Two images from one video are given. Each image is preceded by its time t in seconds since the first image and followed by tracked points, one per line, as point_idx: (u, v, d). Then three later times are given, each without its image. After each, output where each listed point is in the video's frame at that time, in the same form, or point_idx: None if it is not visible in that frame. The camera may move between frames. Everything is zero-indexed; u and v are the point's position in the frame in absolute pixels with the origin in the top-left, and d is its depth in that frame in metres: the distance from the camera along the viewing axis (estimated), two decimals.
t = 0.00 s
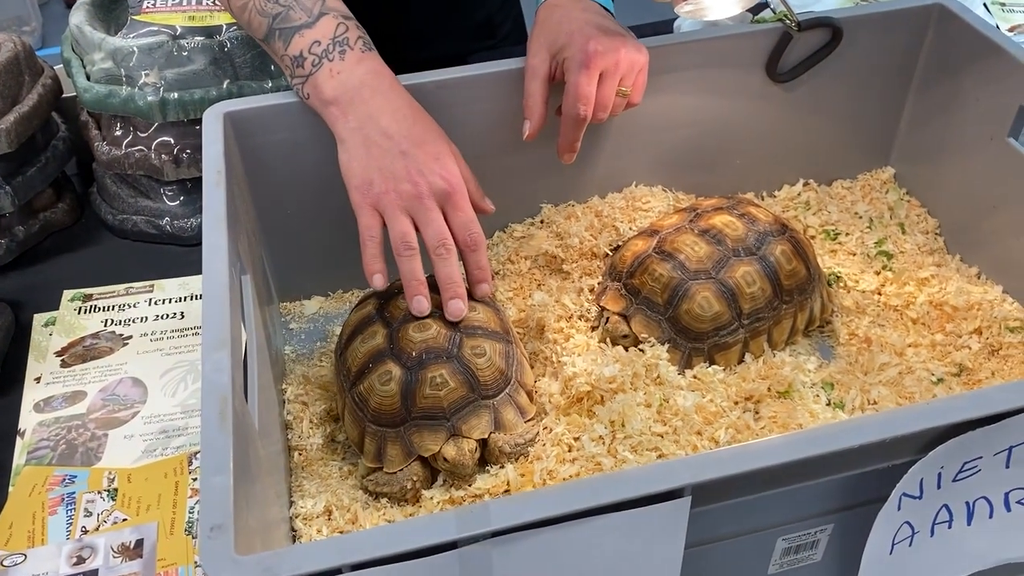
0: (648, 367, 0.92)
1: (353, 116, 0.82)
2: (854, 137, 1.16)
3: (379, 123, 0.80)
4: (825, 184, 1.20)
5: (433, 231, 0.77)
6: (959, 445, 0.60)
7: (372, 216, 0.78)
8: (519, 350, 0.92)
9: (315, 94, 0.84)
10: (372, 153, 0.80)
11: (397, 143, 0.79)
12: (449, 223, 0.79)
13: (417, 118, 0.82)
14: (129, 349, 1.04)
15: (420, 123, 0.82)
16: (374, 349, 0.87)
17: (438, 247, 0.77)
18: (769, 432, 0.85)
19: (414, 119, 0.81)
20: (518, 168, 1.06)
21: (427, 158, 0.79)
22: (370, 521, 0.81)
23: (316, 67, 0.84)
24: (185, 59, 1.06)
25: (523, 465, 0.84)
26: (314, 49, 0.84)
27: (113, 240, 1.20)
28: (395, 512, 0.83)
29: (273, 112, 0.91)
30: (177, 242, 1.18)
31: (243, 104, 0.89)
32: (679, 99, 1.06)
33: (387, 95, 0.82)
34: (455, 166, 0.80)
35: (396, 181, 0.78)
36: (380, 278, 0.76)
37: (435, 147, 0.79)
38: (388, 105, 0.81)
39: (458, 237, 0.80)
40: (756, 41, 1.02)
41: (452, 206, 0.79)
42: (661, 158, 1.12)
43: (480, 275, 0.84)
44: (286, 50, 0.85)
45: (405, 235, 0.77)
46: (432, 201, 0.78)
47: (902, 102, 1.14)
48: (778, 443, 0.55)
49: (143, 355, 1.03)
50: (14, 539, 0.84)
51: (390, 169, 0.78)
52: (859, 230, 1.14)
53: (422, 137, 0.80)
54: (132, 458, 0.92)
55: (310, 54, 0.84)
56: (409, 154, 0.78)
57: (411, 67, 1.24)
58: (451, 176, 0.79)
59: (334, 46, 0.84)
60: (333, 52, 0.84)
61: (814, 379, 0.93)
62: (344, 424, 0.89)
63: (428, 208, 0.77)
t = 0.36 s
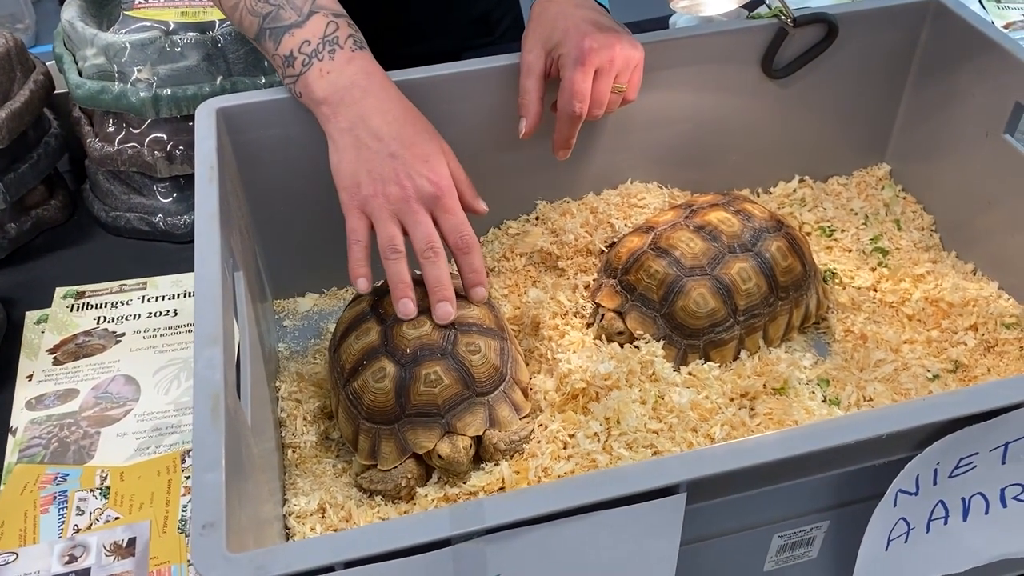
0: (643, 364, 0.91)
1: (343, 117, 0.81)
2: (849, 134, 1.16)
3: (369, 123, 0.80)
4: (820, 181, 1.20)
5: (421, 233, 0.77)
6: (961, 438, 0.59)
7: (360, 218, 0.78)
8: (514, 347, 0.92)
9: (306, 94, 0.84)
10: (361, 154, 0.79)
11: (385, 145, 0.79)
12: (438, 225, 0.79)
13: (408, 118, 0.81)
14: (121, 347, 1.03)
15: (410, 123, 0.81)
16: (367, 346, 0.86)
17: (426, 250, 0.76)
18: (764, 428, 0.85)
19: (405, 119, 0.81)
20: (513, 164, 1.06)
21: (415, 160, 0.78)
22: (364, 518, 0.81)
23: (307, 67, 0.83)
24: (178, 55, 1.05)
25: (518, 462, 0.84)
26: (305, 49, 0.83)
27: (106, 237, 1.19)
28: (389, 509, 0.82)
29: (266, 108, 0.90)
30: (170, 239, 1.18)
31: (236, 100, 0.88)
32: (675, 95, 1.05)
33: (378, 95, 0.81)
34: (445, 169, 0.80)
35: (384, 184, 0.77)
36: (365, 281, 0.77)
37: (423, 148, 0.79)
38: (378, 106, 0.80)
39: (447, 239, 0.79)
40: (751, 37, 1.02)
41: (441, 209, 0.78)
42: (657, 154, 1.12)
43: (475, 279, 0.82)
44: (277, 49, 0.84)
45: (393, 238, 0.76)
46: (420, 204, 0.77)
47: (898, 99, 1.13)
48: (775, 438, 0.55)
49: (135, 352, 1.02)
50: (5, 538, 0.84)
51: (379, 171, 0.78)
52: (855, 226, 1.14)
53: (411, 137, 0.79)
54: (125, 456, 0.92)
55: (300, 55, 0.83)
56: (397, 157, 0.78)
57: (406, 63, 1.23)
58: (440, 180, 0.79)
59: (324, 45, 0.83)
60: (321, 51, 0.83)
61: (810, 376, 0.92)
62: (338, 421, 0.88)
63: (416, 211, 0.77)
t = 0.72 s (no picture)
0: (642, 363, 0.91)
1: (346, 115, 0.81)
2: (847, 132, 1.16)
3: (371, 121, 0.80)
4: (819, 179, 1.20)
5: (424, 231, 0.77)
6: (960, 436, 0.59)
7: (363, 215, 0.78)
8: (514, 346, 0.92)
9: (308, 92, 0.84)
10: (364, 153, 0.79)
11: (388, 144, 0.79)
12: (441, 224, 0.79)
13: (410, 117, 0.81)
14: (121, 346, 1.03)
15: (412, 122, 0.81)
16: (367, 345, 0.86)
17: (429, 248, 0.76)
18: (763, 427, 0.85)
19: (406, 117, 0.81)
20: (512, 163, 1.06)
21: (419, 158, 0.78)
22: (364, 517, 0.81)
23: (308, 65, 0.83)
24: (177, 54, 1.05)
25: (518, 460, 0.84)
26: (305, 47, 0.83)
27: (105, 236, 1.19)
28: (389, 508, 0.82)
29: (265, 106, 0.90)
30: (170, 238, 1.17)
31: (235, 99, 0.88)
32: (673, 94, 1.05)
33: (380, 93, 0.81)
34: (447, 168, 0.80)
35: (387, 182, 0.78)
36: (373, 277, 0.77)
37: (427, 146, 0.79)
38: (380, 105, 0.80)
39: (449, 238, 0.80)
40: (749, 36, 1.02)
41: (443, 207, 0.79)
42: (655, 153, 1.12)
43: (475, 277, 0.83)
44: (277, 47, 0.84)
45: (397, 236, 0.76)
46: (423, 202, 0.78)
47: (896, 97, 1.14)
48: (774, 436, 0.55)
49: (135, 351, 1.02)
50: (5, 537, 0.84)
51: (382, 170, 0.78)
52: (854, 225, 1.14)
53: (413, 136, 0.80)
54: (124, 455, 0.92)
55: (301, 52, 0.83)
56: (400, 155, 0.78)
57: (405, 62, 1.23)
58: (443, 178, 0.79)
59: (325, 43, 0.83)
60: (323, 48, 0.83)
61: (809, 374, 0.92)
62: (337, 420, 0.88)
63: (419, 208, 0.77)
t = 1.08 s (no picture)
0: (644, 360, 0.92)
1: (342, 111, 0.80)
2: (847, 129, 1.16)
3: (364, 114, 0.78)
4: (819, 178, 1.20)
5: (424, 221, 0.76)
6: (961, 433, 0.59)
7: (366, 210, 0.77)
8: (515, 344, 0.92)
9: (303, 93, 0.84)
10: (360, 147, 0.78)
11: (381, 135, 0.77)
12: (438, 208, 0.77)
13: (403, 105, 0.79)
14: (122, 345, 1.03)
15: (405, 107, 0.79)
16: (369, 343, 0.87)
17: (430, 237, 0.76)
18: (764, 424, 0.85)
19: (397, 104, 0.79)
20: (513, 162, 1.06)
21: (410, 143, 0.76)
22: (366, 515, 0.81)
23: (301, 65, 0.83)
24: (178, 53, 1.05)
25: (520, 458, 0.84)
26: (297, 46, 0.83)
27: (106, 235, 1.19)
28: (391, 506, 0.82)
29: (266, 105, 0.90)
30: (171, 236, 1.18)
31: (237, 97, 0.88)
32: (674, 92, 1.05)
33: (369, 84, 0.80)
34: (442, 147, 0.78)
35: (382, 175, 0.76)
36: (385, 272, 0.77)
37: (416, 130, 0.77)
38: (368, 94, 0.78)
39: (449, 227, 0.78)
40: (750, 34, 1.02)
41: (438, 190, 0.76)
42: (656, 151, 1.12)
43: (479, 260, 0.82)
44: (271, 48, 0.84)
45: (397, 227, 0.75)
46: (417, 189, 0.75)
47: (896, 96, 1.14)
48: (776, 433, 0.55)
49: (136, 350, 1.02)
50: (7, 535, 0.84)
51: (377, 163, 0.76)
52: (854, 223, 1.14)
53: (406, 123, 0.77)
54: (126, 454, 0.92)
55: (293, 52, 0.83)
56: (391, 145, 0.76)
57: (406, 60, 1.23)
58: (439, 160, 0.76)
59: (316, 41, 0.82)
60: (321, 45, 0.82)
61: (810, 372, 0.93)
62: (339, 418, 0.88)
63: (414, 198, 0.76)
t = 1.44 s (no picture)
0: (641, 359, 0.92)
1: None
2: (845, 128, 1.16)
3: None
4: (817, 176, 1.21)
5: (458, 20, 0.70)
6: (956, 431, 0.60)
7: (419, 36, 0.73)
8: (513, 342, 0.92)
9: None
10: None
11: None
12: None
13: None
14: (121, 344, 1.03)
15: None
16: (367, 342, 0.87)
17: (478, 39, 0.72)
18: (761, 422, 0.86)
19: None
20: (511, 161, 1.06)
21: None
22: (365, 512, 0.81)
23: None
24: (176, 52, 1.05)
25: (518, 456, 0.84)
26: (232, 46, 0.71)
27: (106, 234, 1.19)
28: (389, 504, 0.82)
29: (264, 105, 0.90)
30: (170, 236, 1.18)
31: (234, 97, 0.88)
32: (672, 91, 1.06)
33: None
34: None
35: None
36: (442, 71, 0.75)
37: None
38: None
39: None
40: (747, 33, 1.02)
41: None
42: (654, 150, 1.12)
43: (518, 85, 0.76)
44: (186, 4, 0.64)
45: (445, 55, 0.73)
46: None
47: (894, 94, 1.14)
48: (772, 431, 0.56)
49: (135, 349, 1.03)
50: (6, 534, 0.84)
51: None
52: (852, 222, 1.15)
53: None
54: (125, 452, 0.92)
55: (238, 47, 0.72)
56: None
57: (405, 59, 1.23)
58: None
59: None
60: None
61: (808, 370, 0.93)
62: (337, 417, 0.89)
63: None
